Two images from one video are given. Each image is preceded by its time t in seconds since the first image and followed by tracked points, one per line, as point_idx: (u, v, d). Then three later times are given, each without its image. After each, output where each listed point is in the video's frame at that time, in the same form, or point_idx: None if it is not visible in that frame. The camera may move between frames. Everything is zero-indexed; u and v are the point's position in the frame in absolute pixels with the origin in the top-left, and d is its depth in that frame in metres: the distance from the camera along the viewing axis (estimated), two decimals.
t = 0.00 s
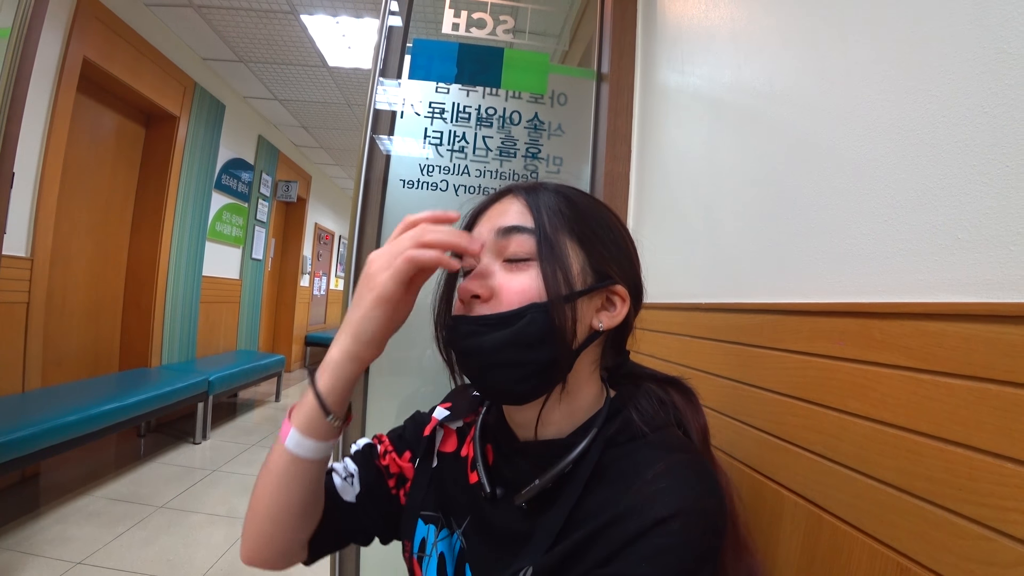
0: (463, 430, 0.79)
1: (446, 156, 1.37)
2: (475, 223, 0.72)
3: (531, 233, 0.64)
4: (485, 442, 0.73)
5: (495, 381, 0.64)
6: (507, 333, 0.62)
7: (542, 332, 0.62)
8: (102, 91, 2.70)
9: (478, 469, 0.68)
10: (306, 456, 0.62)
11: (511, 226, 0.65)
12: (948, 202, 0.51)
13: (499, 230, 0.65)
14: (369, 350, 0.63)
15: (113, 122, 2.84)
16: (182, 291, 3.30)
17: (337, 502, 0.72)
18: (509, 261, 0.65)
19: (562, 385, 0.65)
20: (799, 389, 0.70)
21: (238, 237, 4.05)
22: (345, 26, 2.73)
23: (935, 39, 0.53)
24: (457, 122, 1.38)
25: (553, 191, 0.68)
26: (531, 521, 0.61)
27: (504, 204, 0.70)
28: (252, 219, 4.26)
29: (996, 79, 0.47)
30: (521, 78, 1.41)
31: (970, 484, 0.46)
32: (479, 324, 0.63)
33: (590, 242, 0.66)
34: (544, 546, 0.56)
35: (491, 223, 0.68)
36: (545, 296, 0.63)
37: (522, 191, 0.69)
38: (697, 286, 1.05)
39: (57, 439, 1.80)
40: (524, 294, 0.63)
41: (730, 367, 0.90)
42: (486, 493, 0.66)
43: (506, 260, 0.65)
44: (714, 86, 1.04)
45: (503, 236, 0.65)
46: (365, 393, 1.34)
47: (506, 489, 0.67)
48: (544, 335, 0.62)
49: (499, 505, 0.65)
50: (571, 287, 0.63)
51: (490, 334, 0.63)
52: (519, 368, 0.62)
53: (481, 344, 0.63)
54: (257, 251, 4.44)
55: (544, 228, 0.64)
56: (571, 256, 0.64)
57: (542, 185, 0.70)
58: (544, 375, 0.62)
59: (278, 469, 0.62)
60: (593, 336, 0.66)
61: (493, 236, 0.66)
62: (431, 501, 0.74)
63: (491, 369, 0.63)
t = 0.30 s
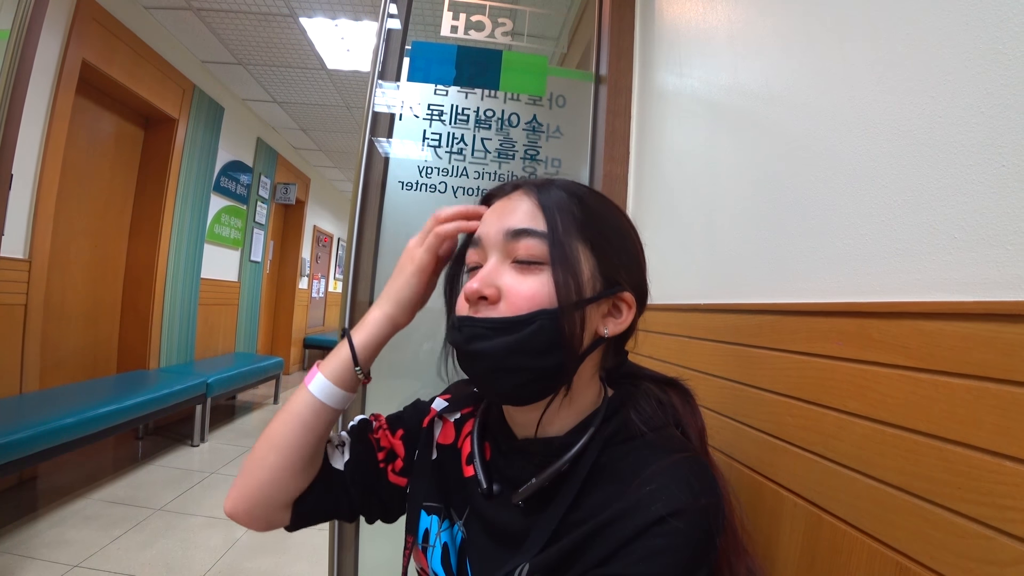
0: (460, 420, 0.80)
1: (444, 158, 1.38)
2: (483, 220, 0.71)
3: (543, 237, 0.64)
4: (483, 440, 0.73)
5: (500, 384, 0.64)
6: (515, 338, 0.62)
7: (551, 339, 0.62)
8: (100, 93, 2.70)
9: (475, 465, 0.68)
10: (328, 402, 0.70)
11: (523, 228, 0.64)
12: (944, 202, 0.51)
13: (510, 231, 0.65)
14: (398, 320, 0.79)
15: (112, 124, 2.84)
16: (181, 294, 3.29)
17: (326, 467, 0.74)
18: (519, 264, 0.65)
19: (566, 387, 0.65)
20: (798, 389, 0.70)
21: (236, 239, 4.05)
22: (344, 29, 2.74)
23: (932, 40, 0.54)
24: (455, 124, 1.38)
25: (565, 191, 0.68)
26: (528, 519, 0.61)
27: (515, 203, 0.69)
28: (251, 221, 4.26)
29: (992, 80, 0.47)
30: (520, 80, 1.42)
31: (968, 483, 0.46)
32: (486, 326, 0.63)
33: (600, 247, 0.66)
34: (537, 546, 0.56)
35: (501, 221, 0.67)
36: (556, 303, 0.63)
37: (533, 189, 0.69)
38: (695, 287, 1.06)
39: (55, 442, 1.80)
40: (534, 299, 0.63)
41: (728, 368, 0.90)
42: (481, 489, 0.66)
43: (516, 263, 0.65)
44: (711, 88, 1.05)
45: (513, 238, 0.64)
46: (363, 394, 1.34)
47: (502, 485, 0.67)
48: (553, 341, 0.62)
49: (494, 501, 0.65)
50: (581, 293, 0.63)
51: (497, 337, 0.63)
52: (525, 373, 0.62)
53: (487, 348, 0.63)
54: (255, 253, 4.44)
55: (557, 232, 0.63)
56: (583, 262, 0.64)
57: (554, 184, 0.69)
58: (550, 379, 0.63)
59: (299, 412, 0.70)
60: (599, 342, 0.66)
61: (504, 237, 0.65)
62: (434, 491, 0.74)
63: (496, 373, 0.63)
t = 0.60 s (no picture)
0: (452, 439, 0.81)
1: (442, 159, 1.38)
2: (493, 214, 0.71)
3: (553, 236, 0.63)
4: (482, 446, 0.73)
5: (501, 383, 0.64)
6: (519, 337, 0.62)
7: (555, 340, 0.62)
8: (97, 94, 2.69)
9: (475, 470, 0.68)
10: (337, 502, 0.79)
11: (534, 225, 0.64)
12: (943, 198, 0.51)
13: (519, 227, 0.65)
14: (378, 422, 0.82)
15: (109, 125, 2.83)
16: (178, 296, 3.28)
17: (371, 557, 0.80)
18: (527, 261, 0.65)
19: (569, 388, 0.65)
20: (798, 388, 0.70)
21: (234, 241, 4.04)
22: (342, 30, 2.74)
23: (928, 37, 0.54)
24: (453, 124, 1.38)
25: (579, 188, 0.67)
26: (528, 520, 0.61)
27: (527, 198, 0.68)
28: (248, 223, 4.25)
29: (991, 76, 0.47)
30: (517, 80, 1.42)
31: (969, 480, 0.46)
32: (490, 323, 0.64)
33: (611, 247, 0.65)
34: (537, 546, 0.56)
35: (510, 217, 0.67)
36: (563, 302, 0.63)
37: (547, 185, 0.68)
38: (693, 287, 1.06)
39: (51, 444, 1.78)
40: (540, 298, 0.62)
41: (727, 367, 0.90)
42: (482, 492, 0.66)
43: (524, 259, 0.65)
44: (709, 87, 1.05)
45: (521, 235, 0.64)
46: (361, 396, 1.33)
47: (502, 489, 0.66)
48: (557, 342, 0.62)
49: (496, 504, 0.65)
50: (589, 294, 0.63)
51: (501, 335, 0.63)
52: (528, 373, 0.62)
53: (491, 345, 0.63)
54: (253, 255, 4.43)
55: (567, 230, 0.63)
56: (593, 262, 0.64)
57: (568, 180, 0.68)
58: (552, 380, 0.63)
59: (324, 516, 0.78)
60: (604, 343, 0.66)
61: (513, 233, 0.65)
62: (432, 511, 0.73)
63: (498, 373, 0.64)
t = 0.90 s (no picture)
0: (455, 445, 0.80)
1: (440, 162, 1.38)
2: (472, 230, 0.71)
3: (531, 245, 0.63)
4: (483, 452, 0.73)
5: (498, 398, 0.65)
6: (510, 351, 0.62)
7: (546, 349, 0.61)
8: (95, 98, 2.69)
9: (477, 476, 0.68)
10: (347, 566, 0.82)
11: (510, 236, 0.64)
12: (943, 199, 0.51)
13: (497, 241, 0.65)
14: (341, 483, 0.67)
15: (107, 129, 2.83)
16: (177, 301, 3.27)
17: None
18: (510, 273, 0.64)
19: (567, 392, 0.64)
20: (797, 389, 0.70)
21: (233, 245, 4.04)
22: (340, 35, 2.75)
23: (925, 39, 0.54)
24: (451, 128, 1.39)
25: (552, 192, 0.67)
26: (529, 526, 0.60)
27: (501, 210, 0.68)
28: (247, 227, 4.25)
29: (988, 77, 0.48)
30: (515, 83, 1.42)
31: (970, 481, 0.46)
32: (480, 341, 0.64)
33: (590, 247, 0.65)
34: (538, 552, 0.55)
35: (487, 230, 0.67)
36: (549, 310, 0.62)
37: (520, 194, 0.68)
38: (693, 289, 1.06)
39: (49, 449, 1.77)
40: (527, 309, 0.62)
41: (727, 369, 0.90)
42: (484, 497, 0.65)
43: (507, 272, 0.65)
44: (706, 90, 1.05)
45: (500, 249, 0.64)
46: (360, 400, 1.33)
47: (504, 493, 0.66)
48: (548, 352, 0.62)
49: (498, 510, 0.64)
50: (574, 298, 0.63)
51: (492, 351, 0.63)
52: (522, 385, 0.62)
53: (483, 363, 0.63)
54: (252, 259, 4.42)
55: (544, 238, 0.63)
56: (573, 265, 0.63)
57: (539, 186, 0.68)
58: (547, 390, 0.63)
59: None
60: (595, 343, 0.66)
61: (492, 247, 0.65)
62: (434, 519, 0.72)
63: (494, 386, 0.64)
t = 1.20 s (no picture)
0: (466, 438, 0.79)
1: (442, 162, 1.37)
2: (471, 223, 0.70)
3: (533, 232, 0.63)
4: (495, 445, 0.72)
5: (507, 391, 0.64)
6: (518, 341, 0.61)
7: (555, 338, 0.61)
8: (95, 104, 2.69)
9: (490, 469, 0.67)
10: None
11: (511, 225, 0.63)
12: (955, 184, 0.50)
13: (498, 231, 0.64)
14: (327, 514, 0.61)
15: (108, 135, 2.83)
16: (177, 306, 3.26)
17: None
18: (514, 262, 0.64)
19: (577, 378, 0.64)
20: (811, 381, 0.69)
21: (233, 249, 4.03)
22: (339, 38, 2.75)
23: (932, 26, 0.54)
24: (453, 127, 1.38)
25: (549, 180, 0.67)
26: (541, 517, 0.59)
27: (499, 201, 0.68)
28: (247, 232, 4.25)
29: (998, 59, 0.47)
30: (516, 83, 1.42)
31: (996, 470, 0.45)
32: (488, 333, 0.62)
33: (591, 233, 0.65)
34: (548, 546, 0.54)
35: (487, 221, 0.67)
36: (555, 297, 0.62)
37: (517, 184, 0.68)
38: (698, 285, 1.05)
39: (48, 454, 1.76)
40: (533, 297, 0.61)
41: (736, 364, 0.89)
42: (497, 490, 0.64)
43: (510, 261, 0.64)
44: (709, 86, 1.05)
45: (502, 238, 0.64)
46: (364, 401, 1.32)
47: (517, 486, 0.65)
48: (556, 340, 0.61)
49: (511, 503, 0.63)
50: (579, 284, 0.62)
51: (500, 343, 0.62)
52: (532, 375, 0.61)
53: (492, 355, 0.62)
54: (252, 263, 4.42)
55: (545, 225, 0.62)
56: (576, 251, 0.63)
57: (536, 175, 0.68)
58: (556, 381, 0.62)
59: None
60: (602, 329, 0.65)
61: (494, 238, 0.64)
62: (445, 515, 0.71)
63: (503, 378, 0.63)
